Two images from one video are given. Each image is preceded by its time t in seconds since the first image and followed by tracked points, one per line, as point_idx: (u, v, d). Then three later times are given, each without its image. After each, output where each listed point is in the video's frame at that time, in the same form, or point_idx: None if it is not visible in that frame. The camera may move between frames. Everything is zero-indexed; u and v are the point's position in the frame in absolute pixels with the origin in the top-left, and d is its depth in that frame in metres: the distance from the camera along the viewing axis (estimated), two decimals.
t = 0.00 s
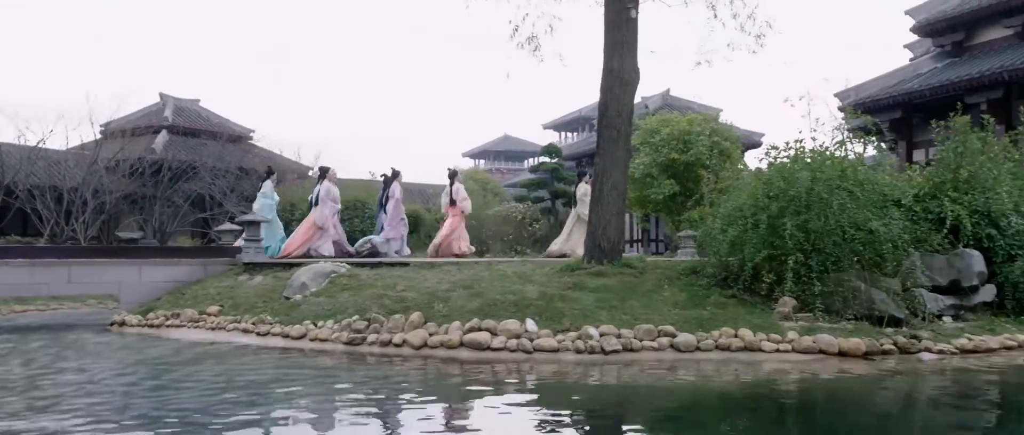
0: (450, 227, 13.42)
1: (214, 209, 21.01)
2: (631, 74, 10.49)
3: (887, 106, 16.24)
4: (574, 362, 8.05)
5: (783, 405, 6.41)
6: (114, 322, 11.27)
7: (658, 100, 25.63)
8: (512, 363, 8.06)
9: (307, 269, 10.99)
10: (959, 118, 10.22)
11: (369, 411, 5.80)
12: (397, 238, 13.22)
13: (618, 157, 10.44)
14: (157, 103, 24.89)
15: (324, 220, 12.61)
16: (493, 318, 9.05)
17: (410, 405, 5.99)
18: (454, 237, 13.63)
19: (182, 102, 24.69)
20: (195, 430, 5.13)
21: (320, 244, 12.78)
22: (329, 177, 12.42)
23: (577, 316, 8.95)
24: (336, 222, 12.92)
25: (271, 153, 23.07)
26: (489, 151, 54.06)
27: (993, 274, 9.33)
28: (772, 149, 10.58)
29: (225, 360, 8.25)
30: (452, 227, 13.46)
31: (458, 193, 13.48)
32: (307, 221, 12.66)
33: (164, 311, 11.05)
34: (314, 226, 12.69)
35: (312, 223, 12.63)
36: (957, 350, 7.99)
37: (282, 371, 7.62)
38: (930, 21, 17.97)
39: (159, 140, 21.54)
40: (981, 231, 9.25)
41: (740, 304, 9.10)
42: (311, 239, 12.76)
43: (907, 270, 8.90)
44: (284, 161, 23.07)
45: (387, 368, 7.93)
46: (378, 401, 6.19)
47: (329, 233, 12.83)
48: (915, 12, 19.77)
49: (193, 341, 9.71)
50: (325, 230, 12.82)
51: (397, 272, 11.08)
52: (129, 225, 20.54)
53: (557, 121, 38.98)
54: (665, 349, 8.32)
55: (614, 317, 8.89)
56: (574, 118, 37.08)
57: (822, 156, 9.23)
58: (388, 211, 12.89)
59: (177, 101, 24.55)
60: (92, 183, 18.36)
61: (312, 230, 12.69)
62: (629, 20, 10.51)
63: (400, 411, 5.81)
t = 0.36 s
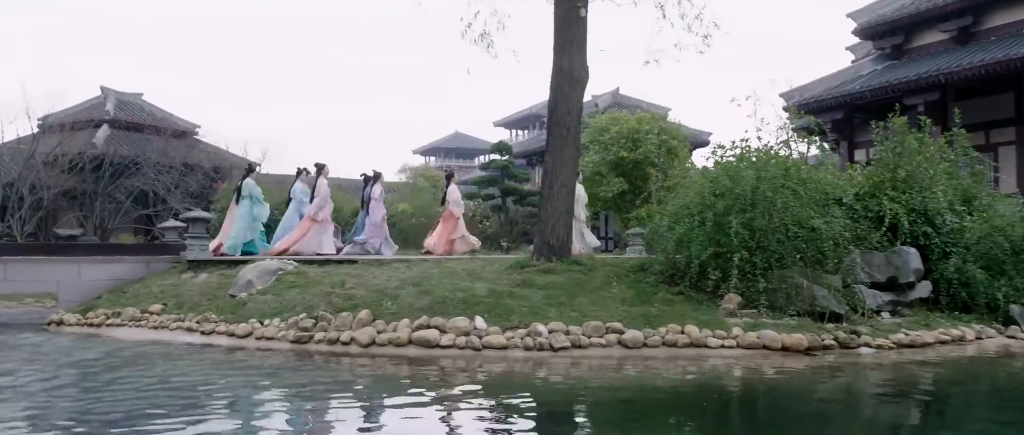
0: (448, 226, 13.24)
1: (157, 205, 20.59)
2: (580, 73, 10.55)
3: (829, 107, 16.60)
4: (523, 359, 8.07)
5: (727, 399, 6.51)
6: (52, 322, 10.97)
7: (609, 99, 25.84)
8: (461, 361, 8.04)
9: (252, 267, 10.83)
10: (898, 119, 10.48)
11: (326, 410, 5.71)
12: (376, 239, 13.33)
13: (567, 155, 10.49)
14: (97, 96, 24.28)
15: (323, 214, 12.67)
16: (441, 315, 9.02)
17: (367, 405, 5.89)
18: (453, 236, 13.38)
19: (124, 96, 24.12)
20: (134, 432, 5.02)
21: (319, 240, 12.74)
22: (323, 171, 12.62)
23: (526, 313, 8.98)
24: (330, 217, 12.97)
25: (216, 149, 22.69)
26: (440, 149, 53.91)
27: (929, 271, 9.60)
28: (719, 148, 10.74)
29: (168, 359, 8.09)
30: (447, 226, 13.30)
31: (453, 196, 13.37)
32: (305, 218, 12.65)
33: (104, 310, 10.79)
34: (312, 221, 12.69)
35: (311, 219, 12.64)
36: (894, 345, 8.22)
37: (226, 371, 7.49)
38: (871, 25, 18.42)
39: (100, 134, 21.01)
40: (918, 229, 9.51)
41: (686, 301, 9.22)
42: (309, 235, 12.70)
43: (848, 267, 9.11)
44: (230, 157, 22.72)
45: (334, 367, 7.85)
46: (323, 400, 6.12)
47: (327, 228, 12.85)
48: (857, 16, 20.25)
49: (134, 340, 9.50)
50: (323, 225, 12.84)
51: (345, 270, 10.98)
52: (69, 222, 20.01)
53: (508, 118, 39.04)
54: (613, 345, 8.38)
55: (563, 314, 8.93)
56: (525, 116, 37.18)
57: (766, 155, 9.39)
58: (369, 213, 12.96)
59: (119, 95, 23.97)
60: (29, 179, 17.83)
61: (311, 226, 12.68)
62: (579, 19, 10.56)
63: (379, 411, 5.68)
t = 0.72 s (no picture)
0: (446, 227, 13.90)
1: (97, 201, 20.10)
2: (529, 70, 10.58)
3: (774, 107, 16.90)
4: (471, 356, 8.06)
5: (673, 395, 6.58)
6: None
7: (558, 97, 25.98)
8: (409, 358, 8.00)
9: (196, 264, 10.63)
10: (839, 119, 10.72)
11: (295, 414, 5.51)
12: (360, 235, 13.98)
13: (516, 152, 10.52)
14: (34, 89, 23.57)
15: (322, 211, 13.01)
16: (389, 312, 8.96)
17: (338, 407, 5.71)
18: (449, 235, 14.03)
19: (62, 88, 23.47)
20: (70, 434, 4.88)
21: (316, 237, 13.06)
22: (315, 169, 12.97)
23: (475, 310, 8.97)
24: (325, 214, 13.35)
25: (159, 144, 22.24)
26: (389, 145, 53.60)
27: (867, 267, 9.84)
28: (666, 147, 10.87)
29: (107, 359, 7.90)
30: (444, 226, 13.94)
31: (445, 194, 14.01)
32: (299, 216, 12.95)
33: (41, 309, 10.50)
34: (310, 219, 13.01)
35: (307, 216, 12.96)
36: (834, 340, 8.41)
37: (168, 371, 7.34)
38: (813, 27, 18.80)
39: (37, 127, 20.41)
40: (857, 227, 9.74)
41: (633, 298, 9.31)
42: (306, 233, 13.02)
43: (790, 264, 9.29)
44: (174, 152, 22.29)
45: (280, 365, 7.75)
46: (269, 399, 6.03)
47: (323, 224, 13.20)
48: (801, 17, 20.65)
49: (72, 340, 9.25)
50: (318, 222, 13.19)
51: (291, 267, 10.86)
52: (3, 217, 19.40)
53: (458, 115, 38.96)
54: (561, 342, 8.42)
55: (511, 311, 8.94)
56: (475, 113, 37.16)
57: (712, 154, 9.53)
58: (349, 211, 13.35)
59: (57, 88, 23.31)
60: None
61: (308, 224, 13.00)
62: (528, 16, 10.58)
63: (363, 415, 5.45)
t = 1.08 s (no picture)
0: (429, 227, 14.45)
1: (33, 196, 19.55)
2: (478, 66, 10.56)
3: (719, 105, 17.15)
4: (419, 352, 8.02)
5: (619, 390, 6.63)
6: None
7: (507, 93, 26.02)
8: (355, 355, 7.93)
9: (136, 261, 10.40)
10: (781, 118, 10.94)
11: (264, 415, 5.35)
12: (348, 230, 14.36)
13: (464, 148, 10.50)
14: None
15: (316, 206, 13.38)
16: (335, 309, 8.88)
17: (283, 406, 5.63)
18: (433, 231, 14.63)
19: None
20: None
21: (312, 230, 13.45)
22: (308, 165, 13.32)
23: (422, 307, 8.94)
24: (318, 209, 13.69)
25: (97, 137, 21.71)
26: (337, 140, 53.08)
27: (808, 263, 10.05)
28: (614, 144, 10.97)
29: (41, 359, 7.67)
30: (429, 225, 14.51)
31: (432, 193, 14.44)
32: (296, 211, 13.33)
33: None
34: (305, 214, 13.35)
35: (303, 211, 13.36)
36: (775, 335, 8.58)
37: (106, 371, 7.15)
38: (758, 27, 19.11)
39: None
40: (798, 224, 9.95)
41: (580, 293, 9.38)
42: (303, 227, 13.39)
43: (734, 260, 9.44)
44: (113, 146, 21.79)
45: (223, 364, 7.62)
46: (211, 399, 5.92)
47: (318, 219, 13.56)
48: (746, 18, 21.01)
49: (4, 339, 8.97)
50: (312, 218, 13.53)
51: (235, 264, 10.68)
52: None
53: (406, 111, 38.74)
54: (508, 338, 8.43)
55: (458, 307, 8.93)
56: (424, 109, 37.00)
57: (658, 151, 9.63)
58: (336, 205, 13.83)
59: None
60: None
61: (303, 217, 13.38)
62: (477, 12, 10.56)
63: (309, 414, 5.38)
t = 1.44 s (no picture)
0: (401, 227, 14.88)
1: None
2: (421, 61, 10.50)
3: (663, 102, 17.36)
4: (361, 348, 7.95)
5: (563, 385, 6.66)
6: None
7: (453, 88, 25.98)
8: (296, 352, 7.82)
9: (68, 257, 10.11)
10: (722, 115, 11.11)
11: (210, 414, 5.19)
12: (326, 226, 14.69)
13: (408, 143, 10.43)
14: None
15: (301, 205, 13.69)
16: (276, 306, 8.74)
17: (222, 404, 5.51)
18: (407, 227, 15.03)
19: None
20: None
21: (298, 228, 13.79)
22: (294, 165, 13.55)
23: (365, 303, 8.86)
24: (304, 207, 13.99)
25: (28, 128, 21.10)
26: (280, 134, 52.33)
27: (747, 259, 10.24)
28: (558, 139, 11.02)
29: None
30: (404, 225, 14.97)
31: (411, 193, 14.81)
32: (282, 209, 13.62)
33: None
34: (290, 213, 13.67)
35: (289, 209, 13.66)
36: (715, 329, 8.72)
37: (35, 370, 6.92)
38: (700, 26, 19.37)
39: None
40: (738, 220, 10.12)
41: (523, 288, 9.40)
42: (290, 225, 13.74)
43: (675, 256, 9.56)
44: (45, 138, 21.21)
45: (160, 362, 7.44)
46: (147, 398, 5.77)
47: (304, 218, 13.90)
48: (688, 16, 21.29)
49: None
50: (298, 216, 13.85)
51: (173, 259, 10.45)
52: None
53: (352, 105, 38.39)
54: (452, 333, 8.41)
55: (401, 303, 8.87)
56: (369, 103, 36.71)
57: (602, 148, 9.69)
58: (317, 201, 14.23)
59: None
60: None
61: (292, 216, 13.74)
62: (422, 6, 10.49)
63: (249, 412, 5.28)
